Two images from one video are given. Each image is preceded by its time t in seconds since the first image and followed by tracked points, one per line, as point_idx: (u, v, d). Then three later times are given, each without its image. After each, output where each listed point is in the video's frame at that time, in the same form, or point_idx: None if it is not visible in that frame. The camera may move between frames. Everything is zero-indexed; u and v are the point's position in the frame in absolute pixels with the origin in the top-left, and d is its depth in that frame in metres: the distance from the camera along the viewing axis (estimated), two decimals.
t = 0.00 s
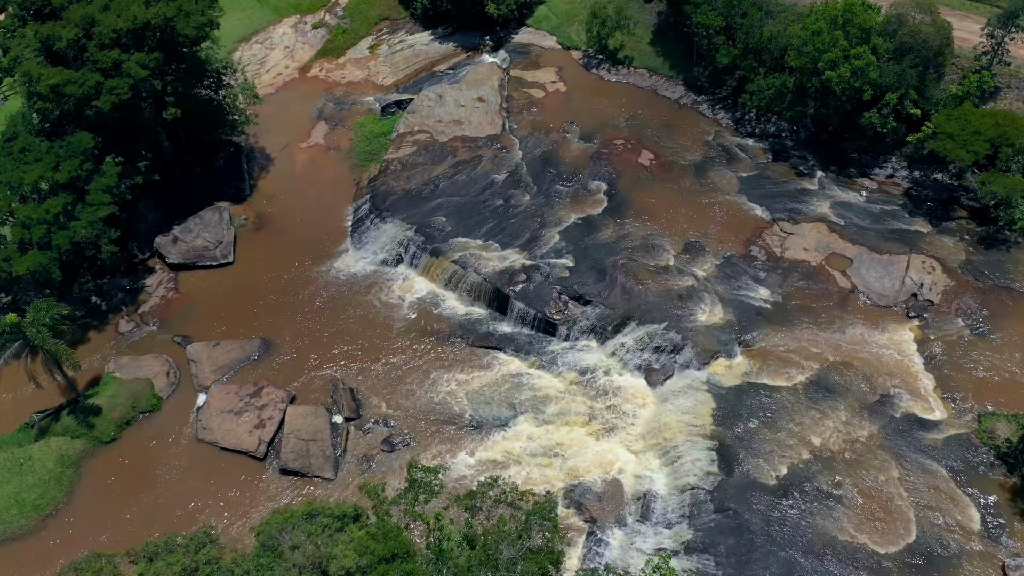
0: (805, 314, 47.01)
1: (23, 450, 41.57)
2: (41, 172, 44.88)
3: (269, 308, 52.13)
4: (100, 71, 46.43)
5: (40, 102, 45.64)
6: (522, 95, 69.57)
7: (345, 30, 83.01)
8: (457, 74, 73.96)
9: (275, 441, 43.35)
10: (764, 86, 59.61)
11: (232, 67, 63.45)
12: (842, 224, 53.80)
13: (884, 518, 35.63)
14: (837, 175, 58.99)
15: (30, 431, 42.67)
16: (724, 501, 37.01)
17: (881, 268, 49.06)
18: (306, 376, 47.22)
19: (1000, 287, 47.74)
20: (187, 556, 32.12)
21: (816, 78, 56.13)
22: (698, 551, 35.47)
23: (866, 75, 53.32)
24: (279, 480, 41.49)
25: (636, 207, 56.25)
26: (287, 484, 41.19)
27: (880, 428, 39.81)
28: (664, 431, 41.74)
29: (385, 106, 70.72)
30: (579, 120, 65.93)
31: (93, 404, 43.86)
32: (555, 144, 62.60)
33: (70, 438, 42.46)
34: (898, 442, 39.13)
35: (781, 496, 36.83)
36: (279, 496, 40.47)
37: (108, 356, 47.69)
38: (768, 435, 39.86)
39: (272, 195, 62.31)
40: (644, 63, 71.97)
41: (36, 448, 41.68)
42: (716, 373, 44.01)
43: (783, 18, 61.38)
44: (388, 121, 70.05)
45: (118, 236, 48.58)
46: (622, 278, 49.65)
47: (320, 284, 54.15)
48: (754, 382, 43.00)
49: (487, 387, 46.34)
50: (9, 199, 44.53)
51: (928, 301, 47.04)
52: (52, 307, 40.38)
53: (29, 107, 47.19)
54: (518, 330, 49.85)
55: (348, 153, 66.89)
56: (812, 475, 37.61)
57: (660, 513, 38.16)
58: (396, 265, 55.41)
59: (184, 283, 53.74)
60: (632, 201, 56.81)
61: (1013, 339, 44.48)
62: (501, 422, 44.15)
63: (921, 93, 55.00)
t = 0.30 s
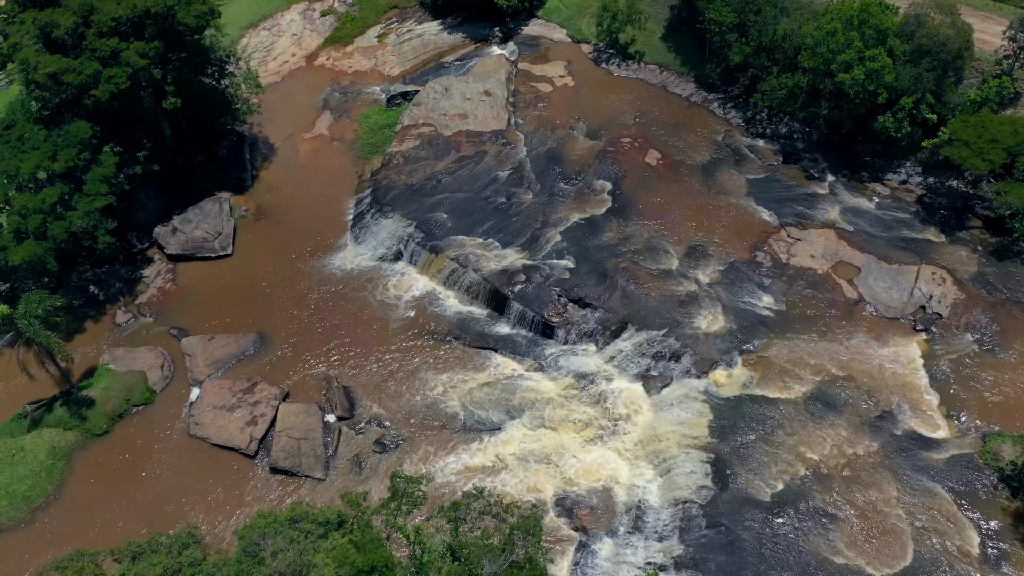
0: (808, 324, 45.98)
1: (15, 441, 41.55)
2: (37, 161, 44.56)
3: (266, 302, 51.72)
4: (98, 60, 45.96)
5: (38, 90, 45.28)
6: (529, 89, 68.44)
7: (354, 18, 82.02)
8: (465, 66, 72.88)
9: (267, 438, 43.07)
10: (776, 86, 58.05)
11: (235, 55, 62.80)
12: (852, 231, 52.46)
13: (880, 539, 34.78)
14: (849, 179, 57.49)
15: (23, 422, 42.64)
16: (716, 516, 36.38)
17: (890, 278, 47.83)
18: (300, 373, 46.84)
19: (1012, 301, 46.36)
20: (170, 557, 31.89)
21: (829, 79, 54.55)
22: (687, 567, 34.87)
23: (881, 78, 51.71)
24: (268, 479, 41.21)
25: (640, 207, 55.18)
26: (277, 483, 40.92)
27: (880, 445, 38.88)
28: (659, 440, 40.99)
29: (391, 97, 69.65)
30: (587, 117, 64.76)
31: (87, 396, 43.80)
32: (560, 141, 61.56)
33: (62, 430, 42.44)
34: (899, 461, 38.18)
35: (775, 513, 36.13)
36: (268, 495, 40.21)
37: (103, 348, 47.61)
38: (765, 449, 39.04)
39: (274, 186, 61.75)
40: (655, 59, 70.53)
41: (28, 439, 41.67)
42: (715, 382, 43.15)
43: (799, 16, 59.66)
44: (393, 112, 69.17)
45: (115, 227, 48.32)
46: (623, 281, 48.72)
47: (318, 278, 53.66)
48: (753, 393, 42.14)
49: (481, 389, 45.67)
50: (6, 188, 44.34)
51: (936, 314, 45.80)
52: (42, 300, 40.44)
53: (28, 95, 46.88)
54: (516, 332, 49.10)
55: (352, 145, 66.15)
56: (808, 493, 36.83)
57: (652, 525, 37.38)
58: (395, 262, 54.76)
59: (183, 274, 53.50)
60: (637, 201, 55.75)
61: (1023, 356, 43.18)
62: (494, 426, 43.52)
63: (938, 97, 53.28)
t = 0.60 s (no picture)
0: (812, 335, 44.96)
1: (8, 431, 41.54)
2: (35, 150, 44.27)
3: (264, 296, 51.33)
4: (97, 49, 45.39)
5: (37, 77, 44.89)
6: (538, 83, 67.26)
7: (363, 6, 80.97)
8: (473, 57, 71.73)
9: (259, 435, 42.76)
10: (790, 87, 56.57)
11: (240, 43, 62.17)
12: (862, 239, 51.12)
13: (876, 563, 33.97)
14: (861, 185, 55.98)
15: (17, 412, 42.63)
16: (708, 533, 35.82)
17: (899, 290, 46.60)
18: (294, 370, 46.49)
19: None
20: (153, 558, 31.71)
21: (844, 82, 53.06)
22: None
23: (897, 83, 50.17)
24: (258, 477, 40.93)
25: (646, 209, 54.10)
26: (267, 481, 40.65)
27: (880, 464, 38.02)
28: (654, 451, 40.25)
29: (398, 88, 68.64)
30: (595, 114, 63.57)
31: (81, 387, 43.72)
32: (567, 139, 60.49)
33: (56, 420, 42.40)
34: (899, 482, 37.24)
35: (769, 532, 35.47)
36: (258, 494, 39.96)
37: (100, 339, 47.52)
38: (761, 465, 38.37)
39: (276, 177, 61.20)
40: (667, 55, 69.03)
41: (22, 428, 41.69)
42: (714, 393, 42.36)
43: (816, 15, 57.95)
44: (399, 103, 68.24)
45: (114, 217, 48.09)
46: (624, 285, 47.78)
47: (317, 273, 53.15)
48: (752, 406, 41.32)
49: (477, 392, 45.03)
50: (4, 176, 44.16)
51: (945, 328, 44.56)
52: (35, 291, 40.47)
53: (28, 82, 46.53)
54: (514, 333, 48.35)
55: (357, 136, 65.37)
56: (803, 512, 36.10)
57: (642, 538, 36.70)
58: (396, 258, 54.11)
59: (182, 265, 53.24)
60: (642, 203, 54.68)
61: None
62: (488, 429, 42.84)
63: (957, 104, 51.54)
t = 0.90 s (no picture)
0: (815, 347, 43.98)
1: (3, 418, 41.72)
2: (33, 136, 43.97)
3: (262, 288, 50.99)
4: (98, 34, 45.12)
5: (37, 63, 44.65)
6: (547, 76, 66.03)
7: None
8: (483, 48, 70.51)
9: (251, 430, 42.53)
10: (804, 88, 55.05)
11: (247, 29, 61.48)
12: (872, 247, 49.80)
13: None
14: (875, 191, 54.41)
15: (12, 399, 42.77)
16: (699, 550, 35.27)
17: (907, 302, 45.41)
18: (290, 364, 46.20)
19: None
20: (137, 556, 31.67)
21: (860, 85, 51.47)
22: None
23: (914, 87, 48.55)
24: (249, 472, 40.73)
25: (652, 211, 53.03)
26: (257, 478, 40.45)
27: (879, 484, 37.17)
28: (648, 461, 39.60)
29: (406, 77, 67.56)
30: (604, 110, 62.32)
31: (76, 375, 43.76)
32: (574, 135, 59.39)
33: (50, 408, 42.51)
34: (898, 503, 36.38)
35: (761, 550, 34.86)
36: (248, 490, 39.81)
37: (97, 327, 47.53)
38: (757, 481, 37.69)
39: (279, 166, 60.64)
40: (681, 50, 67.47)
41: (16, 416, 41.80)
42: (712, 404, 41.59)
43: (834, 13, 56.16)
44: (407, 93, 67.24)
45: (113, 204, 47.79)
46: (626, 289, 46.90)
47: (316, 265, 52.69)
48: (750, 418, 40.58)
49: (472, 393, 44.39)
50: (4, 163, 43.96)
51: (954, 344, 43.38)
52: (30, 280, 40.37)
53: (27, 68, 46.22)
54: (513, 334, 47.63)
55: (362, 126, 64.55)
56: (797, 531, 35.40)
57: (633, 550, 36.13)
58: (396, 252, 53.46)
59: (182, 254, 53.02)
60: (648, 203, 53.62)
61: None
62: (481, 431, 42.26)
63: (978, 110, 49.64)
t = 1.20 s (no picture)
0: (817, 360, 43.10)
1: None
2: (32, 121, 43.64)
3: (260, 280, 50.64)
4: (99, 20, 44.76)
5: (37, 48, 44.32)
6: (557, 70, 64.80)
7: None
8: (493, 38, 69.26)
9: (243, 424, 42.35)
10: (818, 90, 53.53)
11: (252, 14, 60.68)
12: (882, 257, 48.52)
13: None
14: (888, 198, 52.92)
15: (7, 385, 42.86)
16: (687, 566, 34.84)
17: (915, 317, 44.30)
18: (285, 359, 45.93)
19: None
20: (121, 553, 31.70)
21: (875, 90, 49.95)
22: None
23: (931, 94, 47.00)
24: (239, 467, 40.61)
25: (657, 213, 52.03)
26: (247, 473, 40.33)
27: (876, 505, 36.43)
28: (641, 472, 39.02)
29: (413, 67, 66.46)
30: (613, 106, 61.11)
31: (71, 363, 43.76)
32: (581, 132, 58.32)
33: (44, 396, 42.58)
34: (894, 526, 35.62)
35: (750, 569, 34.34)
36: (238, 485, 39.73)
37: (94, 315, 47.49)
38: (749, 497, 37.12)
39: (282, 155, 60.08)
40: (694, 46, 65.92)
41: (10, 402, 41.91)
42: (708, 415, 40.90)
43: (853, 13, 54.46)
44: (414, 83, 66.22)
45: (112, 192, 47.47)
46: (626, 293, 46.08)
47: (315, 258, 52.22)
48: (746, 432, 39.90)
49: (466, 394, 43.72)
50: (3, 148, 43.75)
51: (960, 362, 42.31)
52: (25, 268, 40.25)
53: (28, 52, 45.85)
54: (510, 335, 46.87)
55: (367, 115, 63.69)
56: (788, 551, 34.82)
57: (621, 563, 35.64)
58: (396, 247, 52.76)
59: (181, 242, 52.75)
60: (653, 205, 52.61)
61: None
62: (474, 434, 41.75)
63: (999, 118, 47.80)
